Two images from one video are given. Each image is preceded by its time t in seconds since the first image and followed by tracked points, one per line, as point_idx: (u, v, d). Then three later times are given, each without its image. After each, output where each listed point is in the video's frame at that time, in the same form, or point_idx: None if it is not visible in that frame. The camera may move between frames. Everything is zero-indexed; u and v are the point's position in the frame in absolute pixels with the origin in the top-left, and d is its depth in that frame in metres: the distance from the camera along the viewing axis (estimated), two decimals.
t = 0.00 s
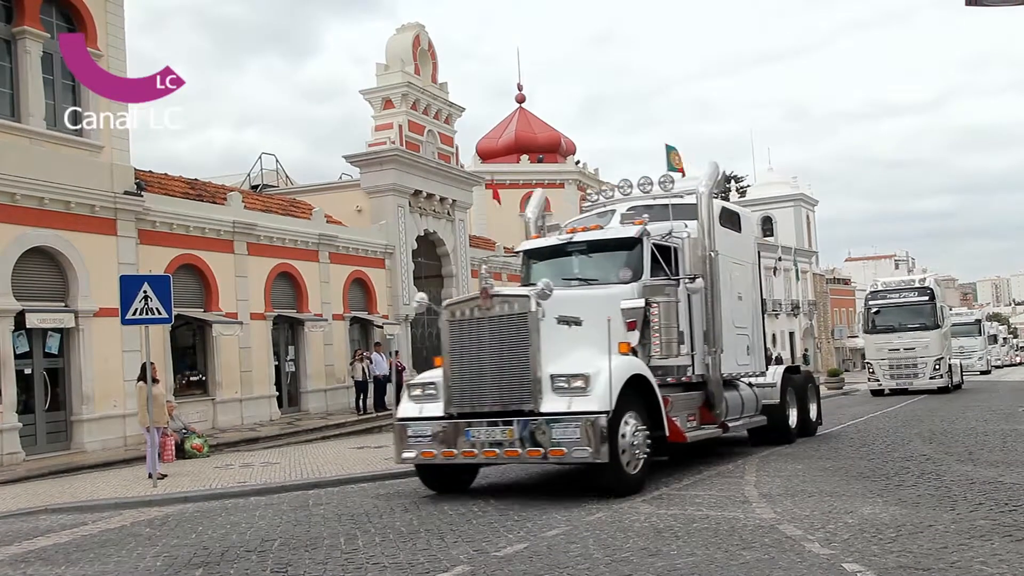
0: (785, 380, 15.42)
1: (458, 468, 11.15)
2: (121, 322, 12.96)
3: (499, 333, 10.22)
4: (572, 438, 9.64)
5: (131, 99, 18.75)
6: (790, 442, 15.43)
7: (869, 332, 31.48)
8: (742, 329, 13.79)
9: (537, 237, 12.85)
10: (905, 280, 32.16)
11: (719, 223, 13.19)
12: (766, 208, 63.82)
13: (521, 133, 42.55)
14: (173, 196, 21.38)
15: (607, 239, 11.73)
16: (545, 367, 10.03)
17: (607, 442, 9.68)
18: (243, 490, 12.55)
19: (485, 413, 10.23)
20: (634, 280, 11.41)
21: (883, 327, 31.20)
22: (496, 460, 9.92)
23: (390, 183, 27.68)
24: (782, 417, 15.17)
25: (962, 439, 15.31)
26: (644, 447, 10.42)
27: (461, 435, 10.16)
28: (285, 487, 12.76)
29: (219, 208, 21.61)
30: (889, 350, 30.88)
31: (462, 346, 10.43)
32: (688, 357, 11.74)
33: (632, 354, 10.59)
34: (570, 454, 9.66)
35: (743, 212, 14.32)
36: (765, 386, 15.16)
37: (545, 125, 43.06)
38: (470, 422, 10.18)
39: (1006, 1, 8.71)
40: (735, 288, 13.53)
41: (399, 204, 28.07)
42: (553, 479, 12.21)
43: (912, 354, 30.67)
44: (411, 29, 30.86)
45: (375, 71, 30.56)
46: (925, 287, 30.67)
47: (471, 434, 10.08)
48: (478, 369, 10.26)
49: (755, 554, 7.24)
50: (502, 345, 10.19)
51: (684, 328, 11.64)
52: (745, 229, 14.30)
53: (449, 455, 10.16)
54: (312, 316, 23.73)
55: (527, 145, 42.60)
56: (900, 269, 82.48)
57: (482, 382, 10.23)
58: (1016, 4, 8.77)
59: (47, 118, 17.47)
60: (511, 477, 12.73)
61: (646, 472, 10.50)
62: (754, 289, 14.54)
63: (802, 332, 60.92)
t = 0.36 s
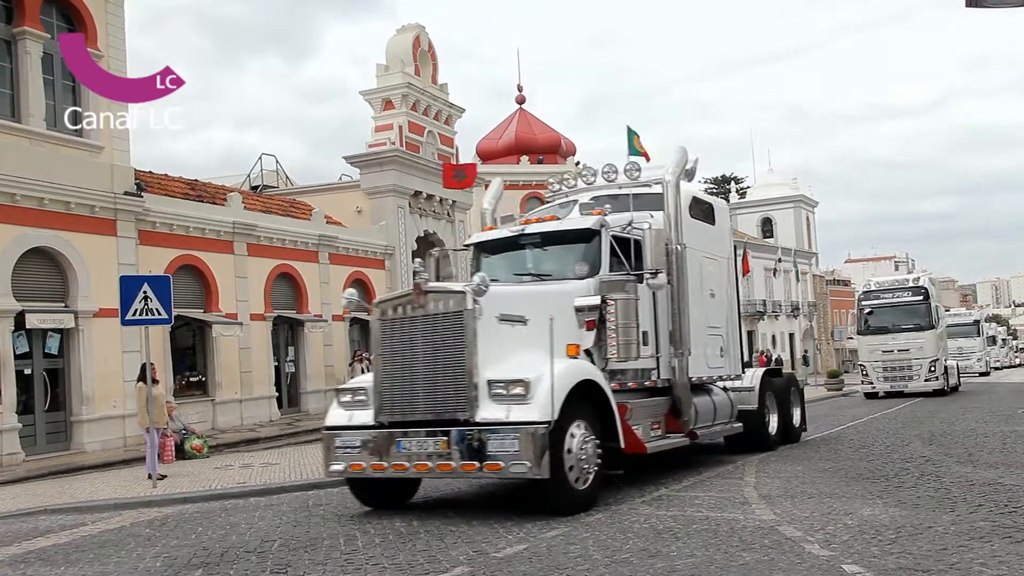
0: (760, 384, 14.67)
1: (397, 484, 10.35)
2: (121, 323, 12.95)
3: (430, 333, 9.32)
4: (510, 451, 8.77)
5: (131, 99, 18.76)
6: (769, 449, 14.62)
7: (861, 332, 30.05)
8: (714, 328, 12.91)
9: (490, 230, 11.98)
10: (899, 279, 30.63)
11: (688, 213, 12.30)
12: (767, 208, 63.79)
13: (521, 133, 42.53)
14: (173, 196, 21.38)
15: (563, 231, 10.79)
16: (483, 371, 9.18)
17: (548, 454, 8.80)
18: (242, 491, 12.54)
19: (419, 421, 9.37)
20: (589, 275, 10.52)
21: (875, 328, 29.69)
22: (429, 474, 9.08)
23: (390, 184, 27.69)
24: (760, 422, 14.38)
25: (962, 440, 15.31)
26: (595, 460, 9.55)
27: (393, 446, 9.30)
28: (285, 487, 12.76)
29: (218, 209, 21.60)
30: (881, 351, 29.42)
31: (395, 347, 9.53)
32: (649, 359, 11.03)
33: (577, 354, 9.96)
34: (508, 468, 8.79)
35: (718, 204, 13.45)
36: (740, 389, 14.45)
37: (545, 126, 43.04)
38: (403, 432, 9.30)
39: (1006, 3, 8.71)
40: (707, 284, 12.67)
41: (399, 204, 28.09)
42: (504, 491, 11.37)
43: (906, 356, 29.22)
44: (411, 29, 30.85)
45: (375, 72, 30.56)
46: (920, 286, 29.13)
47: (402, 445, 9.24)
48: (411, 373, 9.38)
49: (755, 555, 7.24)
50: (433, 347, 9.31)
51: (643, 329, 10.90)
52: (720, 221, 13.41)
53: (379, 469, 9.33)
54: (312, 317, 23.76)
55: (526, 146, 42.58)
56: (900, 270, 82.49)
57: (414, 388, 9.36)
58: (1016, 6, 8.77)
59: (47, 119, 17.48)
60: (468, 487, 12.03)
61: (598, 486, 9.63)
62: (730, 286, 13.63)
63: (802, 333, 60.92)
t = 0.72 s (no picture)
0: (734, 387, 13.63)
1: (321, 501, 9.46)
2: (121, 324, 12.96)
3: (347, 331, 8.28)
4: (431, 464, 7.74)
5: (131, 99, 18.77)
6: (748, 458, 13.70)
7: (855, 333, 28.97)
8: (683, 328, 11.93)
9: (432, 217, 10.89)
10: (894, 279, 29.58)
11: (652, 201, 11.34)
12: (766, 210, 63.87)
13: (521, 135, 42.48)
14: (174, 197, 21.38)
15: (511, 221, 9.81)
16: (404, 376, 8.10)
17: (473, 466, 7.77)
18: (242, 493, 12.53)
19: (336, 431, 8.38)
20: (535, 268, 9.54)
21: (869, 328, 28.62)
22: (346, 491, 8.07)
23: (390, 185, 27.73)
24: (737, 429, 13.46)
25: (961, 442, 15.31)
26: (532, 474, 8.56)
27: (308, 459, 8.28)
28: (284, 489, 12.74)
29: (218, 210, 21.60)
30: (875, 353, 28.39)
31: (312, 347, 8.50)
32: (603, 361, 10.10)
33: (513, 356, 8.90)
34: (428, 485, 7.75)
35: (689, 193, 12.50)
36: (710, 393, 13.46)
37: (544, 127, 43.04)
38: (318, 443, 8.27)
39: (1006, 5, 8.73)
40: (675, 279, 11.74)
41: (399, 205, 28.12)
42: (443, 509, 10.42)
43: (900, 357, 28.15)
44: (411, 31, 30.87)
45: (375, 73, 30.58)
46: (915, 286, 28.18)
47: (316, 458, 8.22)
48: (327, 375, 8.35)
49: (754, 557, 7.24)
50: (351, 347, 8.26)
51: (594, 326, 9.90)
52: (691, 213, 12.47)
53: (292, 484, 8.31)
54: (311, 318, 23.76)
55: (527, 147, 42.50)
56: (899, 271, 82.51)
57: (330, 393, 8.33)
58: (1015, 9, 8.79)
59: (47, 120, 17.49)
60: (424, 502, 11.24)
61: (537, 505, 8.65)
62: (703, 283, 12.66)
63: (801, 335, 60.93)
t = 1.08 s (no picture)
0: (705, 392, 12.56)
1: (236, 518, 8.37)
2: (121, 325, 12.98)
3: (243, 331, 7.17)
4: (328, 488, 6.61)
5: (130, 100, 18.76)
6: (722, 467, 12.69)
7: (847, 334, 28.29)
8: (645, 329, 11.08)
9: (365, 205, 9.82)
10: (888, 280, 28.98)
11: (608, 189, 10.40)
12: (766, 211, 63.84)
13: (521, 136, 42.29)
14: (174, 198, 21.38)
15: (449, 211, 8.80)
16: (302, 385, 6.99)
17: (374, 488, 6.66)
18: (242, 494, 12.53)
19: (229, 448, 7.24)
20: (471, 263, 8.56)
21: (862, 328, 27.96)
22: (236, 515, 6.92)
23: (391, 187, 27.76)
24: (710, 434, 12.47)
25: (961, 443, 15.32)
26: (451, 496, 7.44)
27: (198, 478, 7.11)
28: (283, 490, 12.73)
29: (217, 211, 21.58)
30: (868, 354, 27.71)
31: (205, 350, 7.39)
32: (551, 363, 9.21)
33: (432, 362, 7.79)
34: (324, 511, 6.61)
35: (652, 179, 11.57)
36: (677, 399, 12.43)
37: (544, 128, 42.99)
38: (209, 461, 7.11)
39: (1006, 7, 8.74)
40: (636, 276, 10.89)
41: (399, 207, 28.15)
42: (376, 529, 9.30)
43: (894, 359, 27.52)
44: (411, 32, 30.85)
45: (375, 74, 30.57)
46: (910, 286, 27.67)
47: (206, 478, 7.06)
48: (221, 383, 7.24)
49: (754, 558, 7.24)
50: (246, 350, 7.15)
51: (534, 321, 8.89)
52: (655, 202, 11.57)
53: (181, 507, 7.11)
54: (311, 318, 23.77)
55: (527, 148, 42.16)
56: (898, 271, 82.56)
57: (223, 404, 7.22)
58: (1016, 11, 8.79)
59: (46, 121, 17.49)
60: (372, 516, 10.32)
61: (463, 530, 7.56)
62: (667, 279, 11.77)
63: (800, 336, 61.00)
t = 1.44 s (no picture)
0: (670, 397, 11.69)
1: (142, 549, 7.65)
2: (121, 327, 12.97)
3: (103, 327, 6.19)
4: (190, 511, 5.67)
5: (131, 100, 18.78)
6: (690, 478, 11.81)
7: (840, 334, 27.66)
8: (599, 326, 10.16)
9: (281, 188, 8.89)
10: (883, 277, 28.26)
11: (553, 173, 9.48)
12: (765, 211, 63.70)
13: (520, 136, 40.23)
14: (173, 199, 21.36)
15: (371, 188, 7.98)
16: (168, 391, 6.04)
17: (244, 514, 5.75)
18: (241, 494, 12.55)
19: (92, 464, 6.31)
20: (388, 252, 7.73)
21: (855, 328, 27.32)
22: (95, 544, 5.90)
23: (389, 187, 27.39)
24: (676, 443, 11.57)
25: (961, 444, 15.36)
26: (346, 519, 6.52)
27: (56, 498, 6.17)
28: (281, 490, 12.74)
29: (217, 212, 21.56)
30: (860, 355, 27.04)
31: (63, 349, 6.40)
32: (476, 366, 8.36)
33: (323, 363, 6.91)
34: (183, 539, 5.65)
35: (607, 162, 10.63)
36: (639, 404, 11.54)
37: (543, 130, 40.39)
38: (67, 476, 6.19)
39: (1006, 7, 8.75)
40: (587, 268, 9.96)
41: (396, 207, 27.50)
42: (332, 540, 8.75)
43: (888, 360, 26.80)
44: (411, 33, 30.85)
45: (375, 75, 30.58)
46: (904, 285, 27.03)
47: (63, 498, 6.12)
48: (79, 387, 6.25)
49: (754, 559, 7.25)
50: (106, 349, 6.17)
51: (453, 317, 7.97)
52: (612, 186, 10.63)
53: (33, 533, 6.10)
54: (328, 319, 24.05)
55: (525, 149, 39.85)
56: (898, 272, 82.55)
57: (84, 411, 6.24)
58: (1016, 11, 8.79)
59: (46, 121, 17.49)
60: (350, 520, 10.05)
61: (366, 553, 6.67)
62: (626, 271, 10.80)
63: (800, 337, 61.04)
